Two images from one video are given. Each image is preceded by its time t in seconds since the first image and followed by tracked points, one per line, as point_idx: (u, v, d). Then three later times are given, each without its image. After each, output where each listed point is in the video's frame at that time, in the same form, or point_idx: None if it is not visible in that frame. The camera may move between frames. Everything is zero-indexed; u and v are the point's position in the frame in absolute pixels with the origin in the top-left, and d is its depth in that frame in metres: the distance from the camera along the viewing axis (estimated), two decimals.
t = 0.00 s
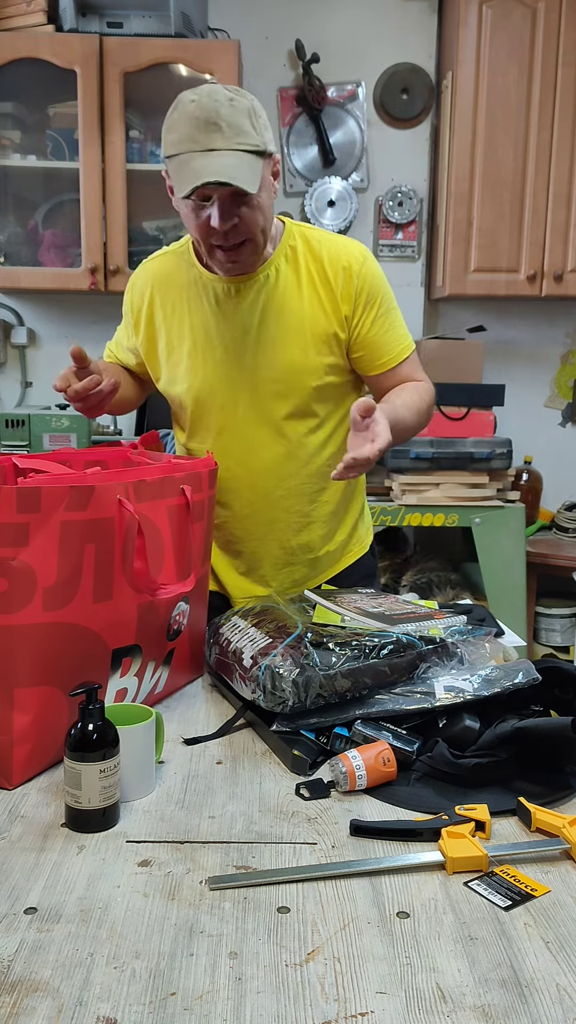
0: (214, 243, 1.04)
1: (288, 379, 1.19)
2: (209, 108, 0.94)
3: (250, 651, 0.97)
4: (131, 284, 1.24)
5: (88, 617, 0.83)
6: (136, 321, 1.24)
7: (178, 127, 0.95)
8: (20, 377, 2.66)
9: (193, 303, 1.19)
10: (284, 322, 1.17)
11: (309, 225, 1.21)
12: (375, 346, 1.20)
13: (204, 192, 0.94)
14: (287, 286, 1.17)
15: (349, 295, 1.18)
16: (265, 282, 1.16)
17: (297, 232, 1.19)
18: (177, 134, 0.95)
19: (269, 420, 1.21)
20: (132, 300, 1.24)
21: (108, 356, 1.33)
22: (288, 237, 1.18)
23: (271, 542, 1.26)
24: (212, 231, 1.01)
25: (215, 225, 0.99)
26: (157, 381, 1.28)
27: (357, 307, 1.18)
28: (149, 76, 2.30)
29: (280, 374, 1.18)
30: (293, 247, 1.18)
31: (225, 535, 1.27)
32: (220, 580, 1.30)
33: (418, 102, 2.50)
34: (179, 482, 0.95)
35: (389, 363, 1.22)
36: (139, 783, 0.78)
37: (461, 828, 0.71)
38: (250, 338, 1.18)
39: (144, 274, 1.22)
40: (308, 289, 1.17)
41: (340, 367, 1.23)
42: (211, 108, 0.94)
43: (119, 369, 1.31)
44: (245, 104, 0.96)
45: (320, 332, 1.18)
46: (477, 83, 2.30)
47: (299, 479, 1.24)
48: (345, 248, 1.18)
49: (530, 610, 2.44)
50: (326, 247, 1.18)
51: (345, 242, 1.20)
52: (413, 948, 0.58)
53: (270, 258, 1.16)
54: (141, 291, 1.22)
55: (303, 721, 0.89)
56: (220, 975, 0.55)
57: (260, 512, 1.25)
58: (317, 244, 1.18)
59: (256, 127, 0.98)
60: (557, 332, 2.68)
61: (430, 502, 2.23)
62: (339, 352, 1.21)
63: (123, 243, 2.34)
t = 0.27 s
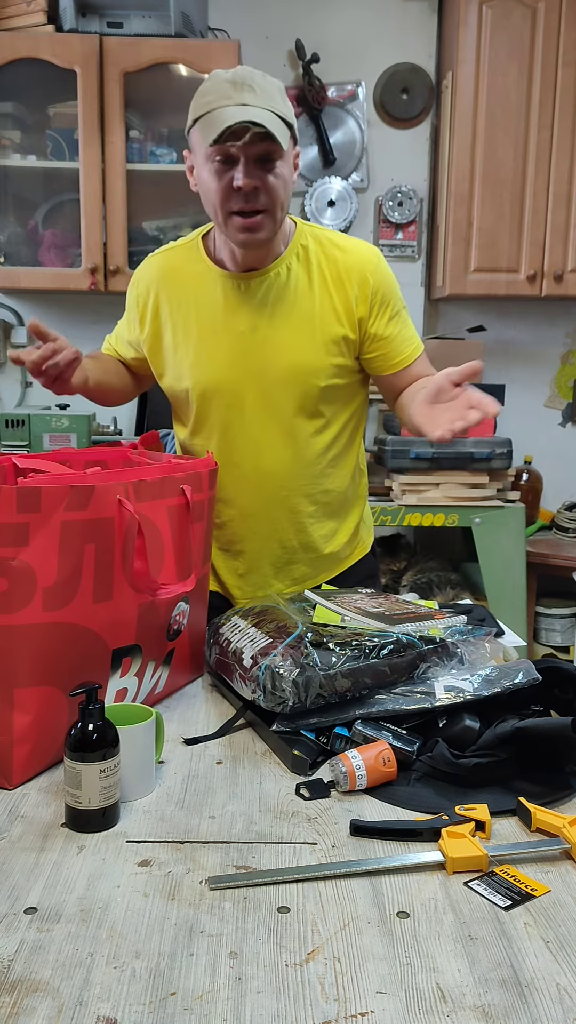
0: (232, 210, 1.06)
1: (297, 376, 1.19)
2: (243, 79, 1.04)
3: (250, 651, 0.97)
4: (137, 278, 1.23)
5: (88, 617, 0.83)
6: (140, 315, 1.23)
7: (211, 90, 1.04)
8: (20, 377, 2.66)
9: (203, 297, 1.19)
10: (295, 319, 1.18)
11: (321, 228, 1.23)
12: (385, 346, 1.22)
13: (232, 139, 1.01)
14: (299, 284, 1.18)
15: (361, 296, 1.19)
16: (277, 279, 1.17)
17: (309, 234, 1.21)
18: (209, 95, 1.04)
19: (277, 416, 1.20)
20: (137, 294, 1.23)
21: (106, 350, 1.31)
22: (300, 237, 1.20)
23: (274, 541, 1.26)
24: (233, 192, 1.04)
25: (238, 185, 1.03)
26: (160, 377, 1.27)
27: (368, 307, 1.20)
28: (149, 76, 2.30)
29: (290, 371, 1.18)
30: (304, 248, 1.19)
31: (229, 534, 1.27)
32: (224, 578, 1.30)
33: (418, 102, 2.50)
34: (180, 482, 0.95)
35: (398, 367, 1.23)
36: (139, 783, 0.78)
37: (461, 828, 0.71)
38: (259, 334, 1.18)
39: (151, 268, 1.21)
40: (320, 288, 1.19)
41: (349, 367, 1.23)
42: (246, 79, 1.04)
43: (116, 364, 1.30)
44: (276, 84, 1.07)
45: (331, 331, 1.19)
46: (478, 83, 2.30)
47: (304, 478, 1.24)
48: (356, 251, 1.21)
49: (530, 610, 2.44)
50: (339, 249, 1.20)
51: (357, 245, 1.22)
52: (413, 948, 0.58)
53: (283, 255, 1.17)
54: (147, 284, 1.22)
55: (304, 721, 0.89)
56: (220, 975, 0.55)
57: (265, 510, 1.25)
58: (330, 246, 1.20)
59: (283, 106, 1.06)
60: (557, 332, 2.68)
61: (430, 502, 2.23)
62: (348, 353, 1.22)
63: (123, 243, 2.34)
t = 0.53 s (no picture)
0: (263, 228, 1.03)
1: (308, 380, 1.19)
2: (287, 96, 0.98)
3: (250, 651, 0.97)
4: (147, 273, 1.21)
5: (88, 617, 0.83)
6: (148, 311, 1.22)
7: (253, 104, 0.98)
8: (20, 377, 2.66)
9: (215, 296, 1.18)
10: (308, 324, 1.18)
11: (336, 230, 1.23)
12: (397, 352, 1.22)
13: (277, 170, 0.96)
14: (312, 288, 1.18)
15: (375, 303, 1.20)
16: (292, 284, 1.17)
17: (323, 237, 1.21)
18: (252, 110, 0.97)
19: (287, 420, 1.20)
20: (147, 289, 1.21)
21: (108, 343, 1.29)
22: (315, 241, 1.19)
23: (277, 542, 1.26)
24: (267, 214, 1.01)
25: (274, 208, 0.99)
26: (166, 375, 1.26)
27: (381, 314, 1.20)
28: (149, 76, 2.30)
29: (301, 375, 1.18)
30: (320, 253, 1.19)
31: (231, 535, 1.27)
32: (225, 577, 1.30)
33: (418, 102, 2.50)
34: (180, 482, 0.95)
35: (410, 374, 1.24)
36: (138, 783, 0.78)
37: (461, 828, 0.71)
38: (271, 336, 1.17)
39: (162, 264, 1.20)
40: (333, 293, 1.19)
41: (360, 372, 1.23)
42: (290, 95, 0.98)
43: (118, 361, 1.29)
44: (315, 101, 1.02)
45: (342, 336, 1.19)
46: (478, 83, 2.30)
47: (312, 482, 1.24)
48: (371, 257, 1.20)
49: (530, 610, 2.44)
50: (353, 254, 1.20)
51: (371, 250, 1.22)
52: (413, 948, 0.58)
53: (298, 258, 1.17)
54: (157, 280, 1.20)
55: (304, 721, 0.89)
56: (220, 975, 0.55)
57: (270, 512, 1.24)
58: (344, 250, 1.20)
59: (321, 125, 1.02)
60: (557, 332, 2.68)
61: (430, 502, 2.23)
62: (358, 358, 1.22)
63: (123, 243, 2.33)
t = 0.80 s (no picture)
0: (309, 244, 1.01)
1: (334, 401, 1.18)
2: (349, 110, 0.97)
3: (250, 651, 0.97)
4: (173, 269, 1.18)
5: (88, 617, 0.83)
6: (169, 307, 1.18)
7: (315, 115, 0.95)
8: (20, 378, 2.66)
9: (245, 304, 1.16)
10: (336, 341, 1.17)
11: (373, 249, 1.22)
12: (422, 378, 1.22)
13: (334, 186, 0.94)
14: (344, 307, 1.17)
15: (403, 327, 1.20)
16: (324, 299, 1.16)
17: (360, 257, 1.19)
18: (313, 121, 0.95)
19: (308, 437, 1.19)
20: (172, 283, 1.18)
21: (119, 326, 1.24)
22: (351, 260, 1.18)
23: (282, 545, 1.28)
24: (316, 229, 0.99)
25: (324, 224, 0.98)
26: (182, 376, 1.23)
27: (409, 339, 1.20)
28: (149, 76, 2.30)
29: (325, 394, 1.17)
30: (354, 270, 1.18)
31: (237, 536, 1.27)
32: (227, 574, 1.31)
33: (418, 102, 2.50)
34: (180, 482, 0.95)
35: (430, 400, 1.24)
36: (138, 783, 0.78)
37: (461, 828, 0.71)
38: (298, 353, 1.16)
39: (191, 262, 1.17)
40: (364, 314, 1.18)
41: (384, 394, 1.23)
42: (352, 110, 0.97)
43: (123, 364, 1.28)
44: (375, 117, 1.00)
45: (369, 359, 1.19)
46: (478, 83, 2.30)
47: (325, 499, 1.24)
48: (404, 279, 1.20)
49: (530, 610, 2.44)
50: (389, 276, 1.19)
51: (407, 275, 1.21)
52: (413, 948, 0.58)
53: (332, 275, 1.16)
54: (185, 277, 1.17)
55: (304, 721, 0.89)
56: (220, 975, 0.55)
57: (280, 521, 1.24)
58: (380, 272, 1.19)
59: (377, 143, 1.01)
60: (556, 332, 2.68)
61: (430, 502, 2.23)
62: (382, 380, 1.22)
63: (123, 243, 2.34)
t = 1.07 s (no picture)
0: (357, 275, 0.99)
1: (375, 429, 1.20)
2: (403, 138, 0.92)
3: (250, 651, 0.97)
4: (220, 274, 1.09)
5: (89, 617, 0.83)
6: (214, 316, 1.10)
7: (366, 145, 0.91)
8: (20, 378, 2.66)
9: (295, 330, 1.13)
10: (382, 374, 1.17)
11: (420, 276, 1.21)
12: (453, 407, 1.27)
13: (381, 222, 0.91)
14: (393, 339, 1.17)
15: (443, 362, 1.22)
16: (377, 333, 1.15)
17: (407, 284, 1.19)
18: (363, 152, 0.91)
19: (348, 460, 1.21)
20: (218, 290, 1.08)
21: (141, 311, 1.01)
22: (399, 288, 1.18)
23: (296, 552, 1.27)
24: (364, 261, 0.97)
25: (372, 257, 0.95)
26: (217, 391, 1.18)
27: (448, 371, 1.23)
28: (149, 76, 2.30)
29: (368, 423, 1.19)
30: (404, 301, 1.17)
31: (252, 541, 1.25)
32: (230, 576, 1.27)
33: (418, 102, 2.50)
34: (180, 482, 0.95)
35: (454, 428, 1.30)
36: (138, 783, 0.78)
37: (461, 828, 0.71)
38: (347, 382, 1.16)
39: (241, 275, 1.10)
40: (411, 346, 1.19)
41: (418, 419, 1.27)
42: (407, 138, 0.92)
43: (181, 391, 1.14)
44: (432, 143, 0.95)
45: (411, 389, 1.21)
46: (478, 83, 2.30)
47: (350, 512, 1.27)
48: (451, 312, 1.21)
49: (530, 610, 2.45)
50: (436, 307, 1.19)
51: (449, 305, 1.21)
52: (413, 948, 0.58)
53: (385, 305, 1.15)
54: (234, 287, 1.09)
55: (304, 721, 0.89)
56: (221, 976, 0.55)
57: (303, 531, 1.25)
58: (427, 302, 1.19)
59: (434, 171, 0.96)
60: (556, 331, 2.68)
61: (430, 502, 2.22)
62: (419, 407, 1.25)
63: (123, 243, 2.33)
